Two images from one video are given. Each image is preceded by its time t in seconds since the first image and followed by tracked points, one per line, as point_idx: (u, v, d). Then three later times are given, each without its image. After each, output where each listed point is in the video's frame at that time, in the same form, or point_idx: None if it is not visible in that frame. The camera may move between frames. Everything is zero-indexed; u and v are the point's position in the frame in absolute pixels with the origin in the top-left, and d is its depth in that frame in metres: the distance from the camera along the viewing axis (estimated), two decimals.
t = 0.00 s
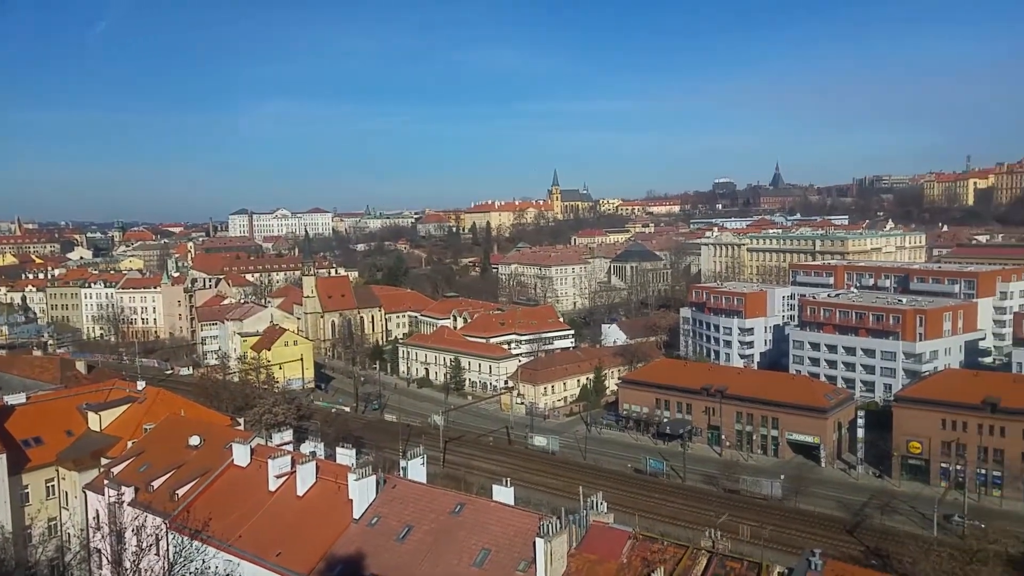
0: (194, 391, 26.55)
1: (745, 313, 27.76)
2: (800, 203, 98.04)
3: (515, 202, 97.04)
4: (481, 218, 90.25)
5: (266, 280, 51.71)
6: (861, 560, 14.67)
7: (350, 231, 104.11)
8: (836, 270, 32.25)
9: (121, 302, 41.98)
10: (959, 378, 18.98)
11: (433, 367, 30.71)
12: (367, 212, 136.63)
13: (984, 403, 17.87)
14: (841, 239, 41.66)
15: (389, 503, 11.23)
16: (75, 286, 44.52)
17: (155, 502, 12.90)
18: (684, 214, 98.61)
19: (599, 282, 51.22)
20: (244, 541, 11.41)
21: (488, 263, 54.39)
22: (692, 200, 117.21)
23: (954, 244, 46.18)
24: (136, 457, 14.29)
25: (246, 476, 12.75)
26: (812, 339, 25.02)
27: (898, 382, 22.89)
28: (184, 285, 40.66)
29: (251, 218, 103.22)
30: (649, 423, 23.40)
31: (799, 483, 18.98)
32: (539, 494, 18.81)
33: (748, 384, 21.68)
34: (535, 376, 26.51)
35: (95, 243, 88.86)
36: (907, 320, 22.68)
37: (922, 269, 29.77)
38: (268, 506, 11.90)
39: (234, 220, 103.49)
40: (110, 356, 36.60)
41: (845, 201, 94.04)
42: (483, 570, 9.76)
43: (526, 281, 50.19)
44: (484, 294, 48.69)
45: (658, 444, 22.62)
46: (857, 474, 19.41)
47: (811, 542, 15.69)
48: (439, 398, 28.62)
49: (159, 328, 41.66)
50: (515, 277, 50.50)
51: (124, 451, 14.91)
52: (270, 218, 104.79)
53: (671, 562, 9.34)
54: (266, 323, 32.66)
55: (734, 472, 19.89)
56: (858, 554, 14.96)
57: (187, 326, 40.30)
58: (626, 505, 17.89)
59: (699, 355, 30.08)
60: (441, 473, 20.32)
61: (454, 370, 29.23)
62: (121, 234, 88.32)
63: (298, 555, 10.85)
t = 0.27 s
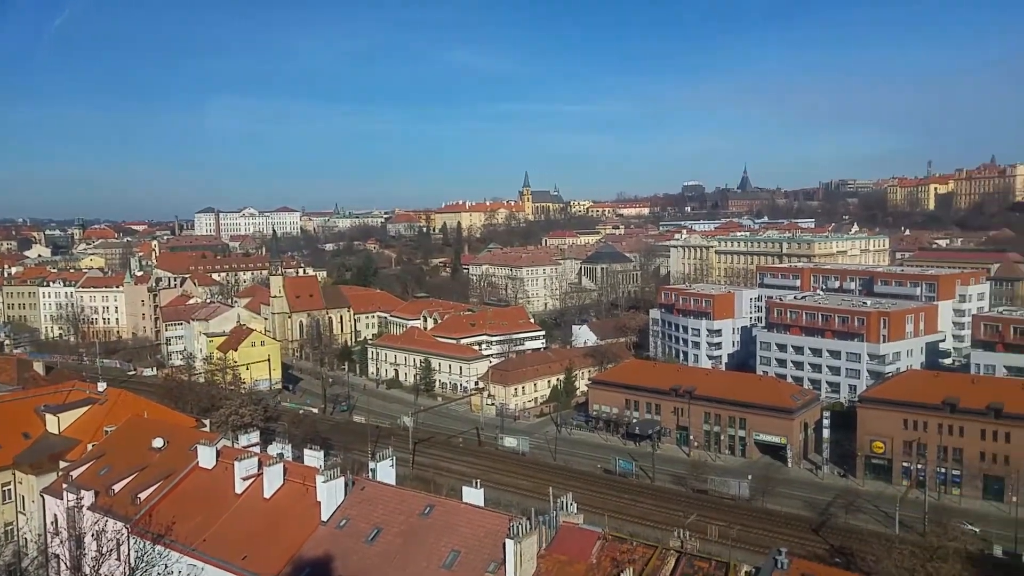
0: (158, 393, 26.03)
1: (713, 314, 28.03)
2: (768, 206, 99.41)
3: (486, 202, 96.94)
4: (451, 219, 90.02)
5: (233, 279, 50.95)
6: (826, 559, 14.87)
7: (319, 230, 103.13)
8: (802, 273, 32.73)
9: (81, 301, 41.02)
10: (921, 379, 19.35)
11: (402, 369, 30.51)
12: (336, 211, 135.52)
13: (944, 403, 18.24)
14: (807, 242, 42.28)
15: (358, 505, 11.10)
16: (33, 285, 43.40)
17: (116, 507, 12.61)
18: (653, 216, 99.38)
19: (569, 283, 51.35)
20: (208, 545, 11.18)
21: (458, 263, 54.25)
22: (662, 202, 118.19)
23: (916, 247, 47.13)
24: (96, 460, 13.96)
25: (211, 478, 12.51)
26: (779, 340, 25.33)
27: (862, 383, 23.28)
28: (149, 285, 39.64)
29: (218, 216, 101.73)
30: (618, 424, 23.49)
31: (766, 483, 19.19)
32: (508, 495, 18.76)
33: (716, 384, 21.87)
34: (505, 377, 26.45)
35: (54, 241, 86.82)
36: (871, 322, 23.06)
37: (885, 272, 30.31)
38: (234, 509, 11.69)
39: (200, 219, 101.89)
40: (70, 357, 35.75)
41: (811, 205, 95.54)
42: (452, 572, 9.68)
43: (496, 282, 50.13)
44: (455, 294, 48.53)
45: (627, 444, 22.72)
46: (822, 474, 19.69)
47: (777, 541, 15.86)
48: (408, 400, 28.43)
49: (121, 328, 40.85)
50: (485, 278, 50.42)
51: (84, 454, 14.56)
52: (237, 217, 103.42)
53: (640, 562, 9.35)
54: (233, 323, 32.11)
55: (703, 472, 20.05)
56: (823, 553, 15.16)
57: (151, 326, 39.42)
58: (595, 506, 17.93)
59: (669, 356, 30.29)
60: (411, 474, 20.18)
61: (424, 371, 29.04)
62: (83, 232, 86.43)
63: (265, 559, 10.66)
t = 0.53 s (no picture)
0: (131, 396, 25.56)
1: (693, 316, 28.10)
2: (746, 208, 100.16)
3: (465, 203, 96.74)
4: (431, 220, 89.67)
5: (209, 280, 50.33)
6: (805, 559, 14.92)
7: (297, 231, 102.30)
8: (780, 274, 32.98)
9: (53, 303, 40.28)
10: (897, 379, 19.52)
11: (381, 371, 30.28)
12: (315, 213, 134.60)
13: (920, 403, 18.40)
14: (785, 244, 42.57)
15: (337, 508, 10.94)
16: (3, 288, 42.54)
17: (88, 512, 12.32)
18: (633, 218, 99.78)
19: (549, 285, 51.31)
20: (184, 551, 10.93)
21: (438, 265, 54.04)
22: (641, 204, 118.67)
23: (892, 249, 47.67)
24: (69, 465, 13.66)
25: (187, 483, 12.27)
26: (757, 342, 25.44)
27: (840, 383, 23.45)
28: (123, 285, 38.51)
29: (194, 217, 100.52)
30: (599, 425, 23.46)
31: (745, 483, 19.25)
32: (488, 498, 18.65)
33: (696, 385, 21.92)
34: (485, 379, 26.30)
35: (25, 242, 85.23)
36: (849, 323, 23.24)
37: (862, 273, 30.58)
38: (210, 515, 11.45)
39: (176, 220, 100.63)
40: (41, 360, 35.05)
41: (788, 207, 96.42)
42: None
43: (476, 284, 49.98)
44: (434, 296, 48.29)
45: (607, 446, 22.71)
46: (801, 474, 19.79)
47: (757, 541, 15.90)
48: (387, 402, 28.22)
49: (95, 330, 40.24)
50: (465, 280, 50.28)
51: (56, 459, 14.25)
52: (213, 218, 102.29)
53: (620, 564, 9.30)
54: (210, 325, 31.73)
55: (683, 473, 20.06)
56: (802, 553, 15.21)
57: (126, 327, 38.15)
58: (576, 508, 17.88)
59: (648, 357, 30.32)
60: (390, 477, 20.00)
61: (403, 373, 28.81)
62: (55, 233, 84.98)
63: (240, 564, 10.45)
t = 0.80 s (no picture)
0: (108, 403, 25.24)
1: (674, 317, 28.26)
2: (726, 209, 100.94)
3: (447, 205, 96.53)
4: (412, 222, 89.49)
5: (188, 284, 49.85)
6: (787, 557, 15.02)
7: (277, 234, 101.67)
8: (760, 275, 33.23)
9: (28, 309, 39.69)
10: (876, 378, 19.72)
11: (363, 374, 30.13)
12: (295, 215, 133.80)
13: (898, 401, 18.60)
14: (765, 245, 42.96)
15: (319, 513, 10.85)
16: None
17: (65, 521, 12.12)
18: (614, 220, 100.11)
19: (532, 287, 51.38)
20: (163, 558, 10.78)
21: (419, 267, 53.87)
22: (622, 206, 119.12)
23: (869, 249, 48.26)
24: (45, 473, 13.45)
25: (166, 489, 12.11)
26: (738, 342, 25.62)
27: (819, 383, 23.67)
28: (100, 290, 37.66)
29: (172, 221, 99.58)
30: (581, 426, 23.50)
31: (727, 483, 19.35)
32: (471, 500, 18.60)
33: (677, 386, 22.02)
34: (468, 382, 26.24)
35: None
36: (828, 323, 23.46)
37: (840, 273, 30.91)
38: (189, 521, 11.30)
39: (153, 223, 99.60)
40: (16, 367, 34.52)
41: (768, 208, 97.29)
42: None
43: (458, 286, 49.93)
44: (416, 298, 48.17)
45: (590, 447, 22.73)
46: (782, 473, 19.93)
47: (739, 541, 15.99)
48: (369, 406, 28.09)
49: (71, 336, 39.75)
50: (447, 282, 50.17)
51: (31, 467, 14.03)
52: (192, 221, 101.40)
53: (604, 565, 9.31)
54: (189, 330, 31.36)
55: (665, 474, 20.14)
56: (784, 552, 15.32)
57: (102, 333, 37.07)
58: (559, 509, 17.88)
59: (630, 358, 30.44)
60: (372, 481, 19.88)
61: (385, 377, 28.70)
62: (30, 237, 83.83)
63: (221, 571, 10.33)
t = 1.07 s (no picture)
0: (85, 409, 24.90)
1: (655, 318, 28.39)
2: (707, 210, 101.63)
3: (428, 207, 96.29)
4: (394, 225, 89.27)
5: (167, 288, 49.36)
6: (768, 556, 15.13)
7: (257, 237, 100.98)
8: (740, 276, 33.47)
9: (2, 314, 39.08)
10: (854, 377, 19.91)
11: (344, 378, 29.97)
12: (275, 218, 132.95)
13: (877, 400, 18.79)
14: (745, 246, 43.28)
15: (300, 518, 10.77)
16: None
17: (41, 528, 11.93)
18: (596, 222, 100.40)
19: (514, 289, 51.40)
20: (141, 565, 10.64)
21: (401, 270, 53.70)
22: (604, 207, 119.49)
23: (847, 250, 48.78)
24: (20, 480, 13.25)
25: (144, 495, 11.97)
26: (719, 343, 25.78)
27: (800, 383, 23.88)
28: (76, 295, 37.23)
29: (151, 224, 98.57)
30: (564, 428, 23.52)
31: (709, 483, 19.45)
32: (454, 503, 18.56)
33: (659, 386, 22.11)
34: (450, 385, 26.17)
35: None
36: (807, 323, 23.66)
37: (820, 274, 31.21)
38: (168, 528, 11.17)
39: (131, 226, 98.49)
40: None
41: (747, 209, 98.10)
42: None
43: (440, 288, 49.83)
44: (398, 301, 48.02)
45: (573, 448, 22.77)
46: (764, 473, 20.08)
47: (721, 541, 16.07)
48: (351, 410, 27.95)
49: (46, 341, 39.17)
50: (429, 285, 50.03)
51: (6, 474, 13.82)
52: (170, 224, 100.46)
53: (587, 566, 9.32)
54: (168, 334, 31.07)
55: (648, 474, 20.21)
56: (765, 551, 15.42)
57: (79, 339, 36.85)
58: (542, 511, 17.88)
59: (612, 359, 30.53)
60: (354, 485, 19.78)
61: (367, 380, 28.58)
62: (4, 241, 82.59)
63: None
